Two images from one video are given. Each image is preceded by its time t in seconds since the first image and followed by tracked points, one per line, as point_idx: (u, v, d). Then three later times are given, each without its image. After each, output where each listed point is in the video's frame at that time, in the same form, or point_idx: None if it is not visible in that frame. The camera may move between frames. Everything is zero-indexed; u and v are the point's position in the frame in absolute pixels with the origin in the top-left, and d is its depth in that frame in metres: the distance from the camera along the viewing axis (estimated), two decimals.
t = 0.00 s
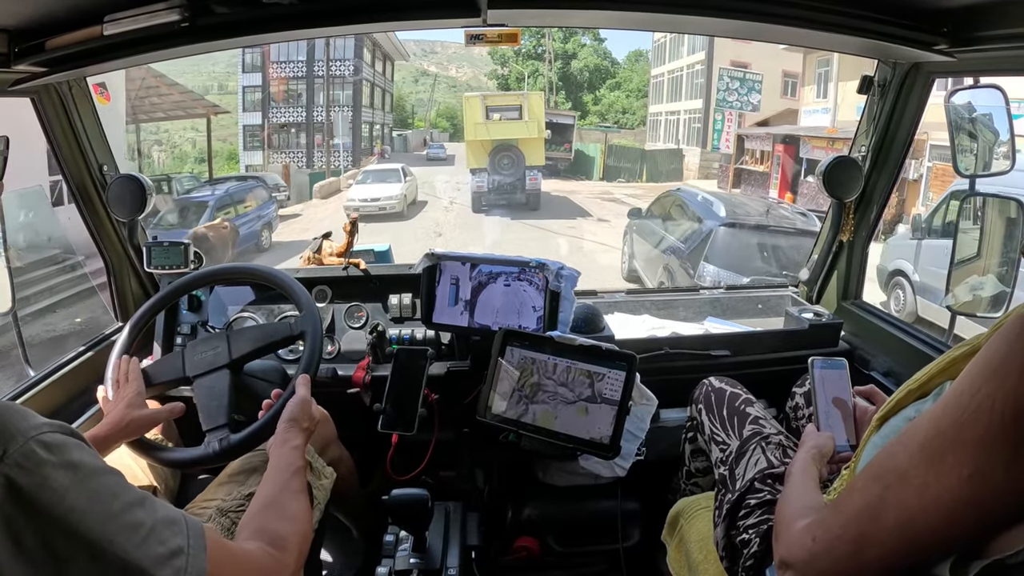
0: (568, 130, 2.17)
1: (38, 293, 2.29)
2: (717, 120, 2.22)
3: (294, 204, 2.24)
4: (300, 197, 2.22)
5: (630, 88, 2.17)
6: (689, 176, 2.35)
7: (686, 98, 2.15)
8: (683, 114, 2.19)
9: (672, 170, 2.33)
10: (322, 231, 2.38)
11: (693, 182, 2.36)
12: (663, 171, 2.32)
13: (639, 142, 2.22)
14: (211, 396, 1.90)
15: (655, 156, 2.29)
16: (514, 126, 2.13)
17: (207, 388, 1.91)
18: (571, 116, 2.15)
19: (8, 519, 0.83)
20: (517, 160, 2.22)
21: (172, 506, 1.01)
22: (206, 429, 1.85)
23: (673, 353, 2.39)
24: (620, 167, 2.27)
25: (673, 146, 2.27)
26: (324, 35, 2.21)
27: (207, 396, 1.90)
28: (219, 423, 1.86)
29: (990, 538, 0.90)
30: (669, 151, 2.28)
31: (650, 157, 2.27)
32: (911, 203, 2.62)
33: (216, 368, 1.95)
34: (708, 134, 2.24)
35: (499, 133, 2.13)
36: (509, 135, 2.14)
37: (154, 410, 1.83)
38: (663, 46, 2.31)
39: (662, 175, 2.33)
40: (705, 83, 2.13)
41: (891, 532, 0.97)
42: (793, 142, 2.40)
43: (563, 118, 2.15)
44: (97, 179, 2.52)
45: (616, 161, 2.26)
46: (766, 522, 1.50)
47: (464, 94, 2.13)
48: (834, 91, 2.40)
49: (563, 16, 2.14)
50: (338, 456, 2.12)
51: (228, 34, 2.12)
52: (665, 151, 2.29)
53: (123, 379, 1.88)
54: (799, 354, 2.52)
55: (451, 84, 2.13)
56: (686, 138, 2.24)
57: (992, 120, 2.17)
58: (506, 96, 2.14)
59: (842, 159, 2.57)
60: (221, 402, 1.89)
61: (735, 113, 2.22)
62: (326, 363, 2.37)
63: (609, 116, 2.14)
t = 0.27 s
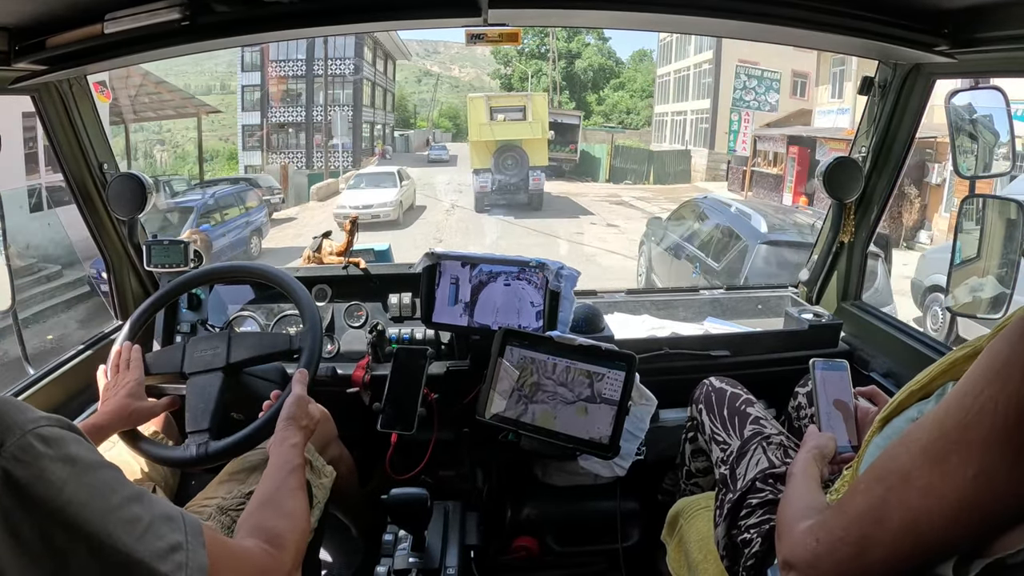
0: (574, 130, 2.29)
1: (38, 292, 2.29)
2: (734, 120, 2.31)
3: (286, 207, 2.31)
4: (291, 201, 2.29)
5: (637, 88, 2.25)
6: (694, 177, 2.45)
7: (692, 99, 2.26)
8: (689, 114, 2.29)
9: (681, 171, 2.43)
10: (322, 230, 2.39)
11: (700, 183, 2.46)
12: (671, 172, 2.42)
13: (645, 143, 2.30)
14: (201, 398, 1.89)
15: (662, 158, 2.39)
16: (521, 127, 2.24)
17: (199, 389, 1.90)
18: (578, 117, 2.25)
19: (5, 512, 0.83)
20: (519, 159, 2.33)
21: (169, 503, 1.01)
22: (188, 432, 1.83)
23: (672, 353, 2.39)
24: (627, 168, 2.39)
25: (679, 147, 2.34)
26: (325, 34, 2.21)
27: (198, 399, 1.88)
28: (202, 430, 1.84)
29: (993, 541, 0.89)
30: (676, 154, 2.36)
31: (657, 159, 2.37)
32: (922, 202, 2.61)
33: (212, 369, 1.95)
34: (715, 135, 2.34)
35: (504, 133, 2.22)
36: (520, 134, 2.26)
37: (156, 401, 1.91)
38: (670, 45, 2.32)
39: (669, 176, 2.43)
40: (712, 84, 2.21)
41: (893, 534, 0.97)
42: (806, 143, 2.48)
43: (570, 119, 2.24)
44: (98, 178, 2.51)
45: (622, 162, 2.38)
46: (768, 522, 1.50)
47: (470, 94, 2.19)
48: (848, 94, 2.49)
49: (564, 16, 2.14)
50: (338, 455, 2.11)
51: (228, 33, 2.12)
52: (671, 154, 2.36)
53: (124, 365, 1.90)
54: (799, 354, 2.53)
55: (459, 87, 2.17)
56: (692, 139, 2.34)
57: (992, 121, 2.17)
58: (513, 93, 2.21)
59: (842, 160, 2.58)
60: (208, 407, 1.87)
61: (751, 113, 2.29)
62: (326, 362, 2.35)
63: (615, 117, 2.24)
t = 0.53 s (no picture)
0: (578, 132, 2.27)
1: (38, 293, 2.29)
2: (752, 120, 2.33)
3: (281, 210, 2.28)
4: (286, 203, 2.26)
5: (644, 87, 2.23)
6: (703, 179, 2.45)
7: (699, 98, 2.26)
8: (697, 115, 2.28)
9: (688, 172, 2.44)
10: (322, 230, 2.38)
11: (708, 185, 2.45)
12: (679, 174, 2.43)
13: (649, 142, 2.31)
14: (180, 397, 1.89)
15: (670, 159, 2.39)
16: (524, 129, 2.23)
17: (182, 387, 1.90)
18: (583, 116, 2.23)
19: (11, 522, 0.83)
20: (524, 161, 2.32)
21: (177, 507, 1.01)
22: (154, 428, 1.85)
23: (672, 352, 2.40)
24: (634, 169, 2.41)
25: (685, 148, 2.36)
26: (326, 34, 2.21)
27: (178, 399, 1.89)
28: (166, 431, 1.85)
29: (995, 532, 0.89)
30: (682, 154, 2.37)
31: (664, 160, 2.37)
32: (910, 204, 2.61)
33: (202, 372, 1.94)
34: (722, 134, 2.32)
35: (507, 134, 2.23)
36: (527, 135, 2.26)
37: (141, 369, 1.97)
38: (675, 44, 2.34)
39: (677, 177, 2.44)
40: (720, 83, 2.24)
41: (895, 524, 0.98)
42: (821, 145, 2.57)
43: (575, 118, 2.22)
44: (98, 179, 2.51)
45: (630, 163, 2.40)
46: (768, 521, 1.50)
47: (473, 94, 2.19)
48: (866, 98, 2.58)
49: (565, 15, 2.14)
50: (339, 455, 2.12)
51: (228, 33, 2.12)
52: (678, 154, 2.37)
53: (116, 329, 1.94)
54: (799, 353, 2.52)
55: (462, 87, 2.18)
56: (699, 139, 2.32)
57: (992, 120, 2.18)
58: (517, 93, 2.20)
59: (842, 159, 2.58)
60: (182, 410, 1.87)
61: (771, 112, 2.30)
62: (326, 363, 2.36)
63: (620, 117, 2.26)
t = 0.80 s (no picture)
0: (583, 133, 2.29)
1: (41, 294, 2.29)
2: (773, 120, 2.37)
3: (274, 214, 2.32)
4: (280, 206, 2.31)
5: (649, 87, 2.24)
6: (710, 181, 2.49)
7: (705, 99, 2.29)
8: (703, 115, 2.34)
9: (698, 174, 2.47)
10: (324, 229, 2.37)
11: (715, 187, 2.50)
12: (687, 175, 2.46)
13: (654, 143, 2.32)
14: (171, 395, 1.90)
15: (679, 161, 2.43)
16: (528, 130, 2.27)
17: (175, 385, 1.91)
18: (588, 115, 2.24)
19: None
20: (527, 161, 2.38)
21: (166, 500, 1.01)
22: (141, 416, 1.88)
23: (674, 353, 2.39)
24: (641, 171, 2.48)
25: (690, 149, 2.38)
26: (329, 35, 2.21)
27: (170, 394, 1.90)
28: (151, 423, 1.87)
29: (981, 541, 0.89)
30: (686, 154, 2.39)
31: (673, 161, 2.41)
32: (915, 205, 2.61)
33: (197, 374, 1.92)
34: (730, 136, 2.38)
35: (507, 134, 2.27)
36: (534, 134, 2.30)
37: (147, 348, 1.99)
38: (681, 43, 2.31)
39: (685, 179, 2.48)
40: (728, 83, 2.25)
41: (880, 534, 0.97)
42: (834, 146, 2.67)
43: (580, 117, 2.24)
44: (101, 180, 2.51)
45: (636, 165, 2.47)
46: (763, 526, 1.49)
47: (475, 96, 2.21)
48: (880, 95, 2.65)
49: (569, 15, 2.14)
50: (336, 454, 2.12)
51: (230, 33, 2.12)
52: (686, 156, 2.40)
53: (130, 306, 1.97)
54: (802, 353, 2.52)
55: (462, 87, 2.20)
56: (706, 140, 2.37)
57: (994, 120, 2.17)
58: (519, 93, 2.22)
59: (846, 159, 2.56)
60: (168, 405, 1.88)
61: (792, 112, 2.35)
62: (329, 363, 2.35)
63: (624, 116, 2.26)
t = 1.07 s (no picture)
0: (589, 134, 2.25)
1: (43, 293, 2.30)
2: (794, 121, 2.35)
3: (264, 219, 2.28)
4: (275, 209, 2.27)
5: (655, 87, 2.21)
6: (720, 184, 2.44)
7: (713, 98, 2.26)
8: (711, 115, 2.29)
9: (705, 176, 2.43)
10: (326, 231, 2.38)
11: (724, 189, 2.44)
12: (694, 176, 2.42)
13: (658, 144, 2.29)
14: (169, 392, 1.91)
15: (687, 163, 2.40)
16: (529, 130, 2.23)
17: (174, 383, 1.91)
18: (593, 115, 2.20)
19: (14, 523, 0.83)
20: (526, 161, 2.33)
21: (179, 508, 1.02)
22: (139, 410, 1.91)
23: (675, 353, 2.40)
24: (648, 172, 2.41)
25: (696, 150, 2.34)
26: (331, 33, 2.21)
27: (167, 391, 1.92)
28: (147, 418, 1.90)
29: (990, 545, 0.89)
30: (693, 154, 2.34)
31: (680, 163, 2.38)
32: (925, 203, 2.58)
33: (196, 374, 1.92)
34: (739, 136, 2.32)
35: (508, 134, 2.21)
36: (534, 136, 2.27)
37: (150, 338, 2.01)
38: (685, 43, 2.32)
39: (693, 180, 2.43)
40: (735, 82, 2.28)
41: (891, 534, 0.98)
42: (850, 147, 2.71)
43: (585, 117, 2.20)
44: (103, 179, 2.51)
45: (642, 167, 2.40)
46: (773, 523, 1.49)
47: (474, 96, 2.15)
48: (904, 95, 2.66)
49: (571, 15, 2.14)
50: (344, 456, 2.13)
51: (232, 33, 2.12)
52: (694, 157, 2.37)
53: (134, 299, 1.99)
54: (804, 354, 2.52)
55: (463, 86, 2.15)
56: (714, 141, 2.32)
57: (997, 121, 2.16)
58: (523, 92, 2.17)
59: (849, 160, 2.55)
60: (164, 403, 1.90)
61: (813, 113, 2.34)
62: (330, 362, 2.36)
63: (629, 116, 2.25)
